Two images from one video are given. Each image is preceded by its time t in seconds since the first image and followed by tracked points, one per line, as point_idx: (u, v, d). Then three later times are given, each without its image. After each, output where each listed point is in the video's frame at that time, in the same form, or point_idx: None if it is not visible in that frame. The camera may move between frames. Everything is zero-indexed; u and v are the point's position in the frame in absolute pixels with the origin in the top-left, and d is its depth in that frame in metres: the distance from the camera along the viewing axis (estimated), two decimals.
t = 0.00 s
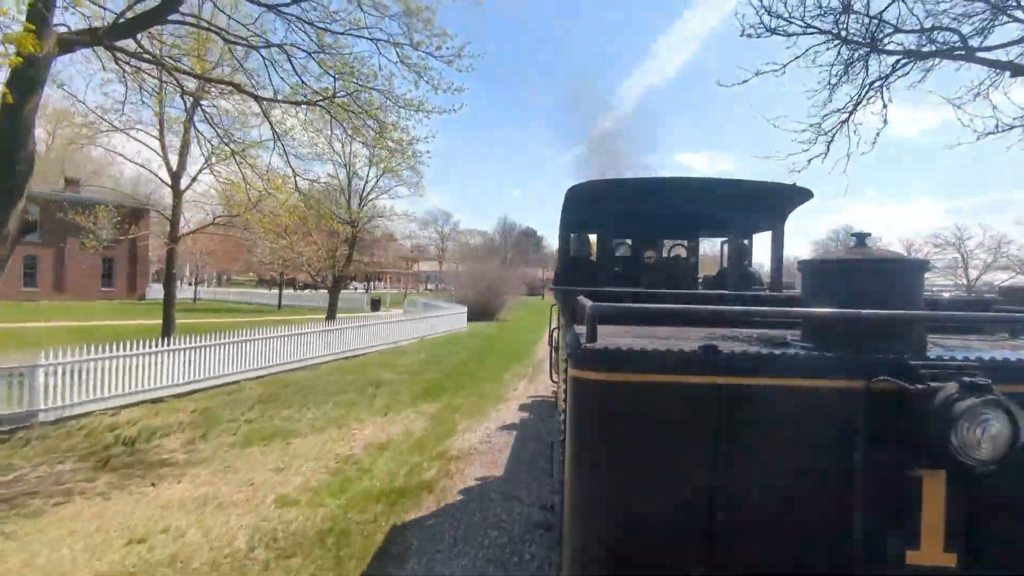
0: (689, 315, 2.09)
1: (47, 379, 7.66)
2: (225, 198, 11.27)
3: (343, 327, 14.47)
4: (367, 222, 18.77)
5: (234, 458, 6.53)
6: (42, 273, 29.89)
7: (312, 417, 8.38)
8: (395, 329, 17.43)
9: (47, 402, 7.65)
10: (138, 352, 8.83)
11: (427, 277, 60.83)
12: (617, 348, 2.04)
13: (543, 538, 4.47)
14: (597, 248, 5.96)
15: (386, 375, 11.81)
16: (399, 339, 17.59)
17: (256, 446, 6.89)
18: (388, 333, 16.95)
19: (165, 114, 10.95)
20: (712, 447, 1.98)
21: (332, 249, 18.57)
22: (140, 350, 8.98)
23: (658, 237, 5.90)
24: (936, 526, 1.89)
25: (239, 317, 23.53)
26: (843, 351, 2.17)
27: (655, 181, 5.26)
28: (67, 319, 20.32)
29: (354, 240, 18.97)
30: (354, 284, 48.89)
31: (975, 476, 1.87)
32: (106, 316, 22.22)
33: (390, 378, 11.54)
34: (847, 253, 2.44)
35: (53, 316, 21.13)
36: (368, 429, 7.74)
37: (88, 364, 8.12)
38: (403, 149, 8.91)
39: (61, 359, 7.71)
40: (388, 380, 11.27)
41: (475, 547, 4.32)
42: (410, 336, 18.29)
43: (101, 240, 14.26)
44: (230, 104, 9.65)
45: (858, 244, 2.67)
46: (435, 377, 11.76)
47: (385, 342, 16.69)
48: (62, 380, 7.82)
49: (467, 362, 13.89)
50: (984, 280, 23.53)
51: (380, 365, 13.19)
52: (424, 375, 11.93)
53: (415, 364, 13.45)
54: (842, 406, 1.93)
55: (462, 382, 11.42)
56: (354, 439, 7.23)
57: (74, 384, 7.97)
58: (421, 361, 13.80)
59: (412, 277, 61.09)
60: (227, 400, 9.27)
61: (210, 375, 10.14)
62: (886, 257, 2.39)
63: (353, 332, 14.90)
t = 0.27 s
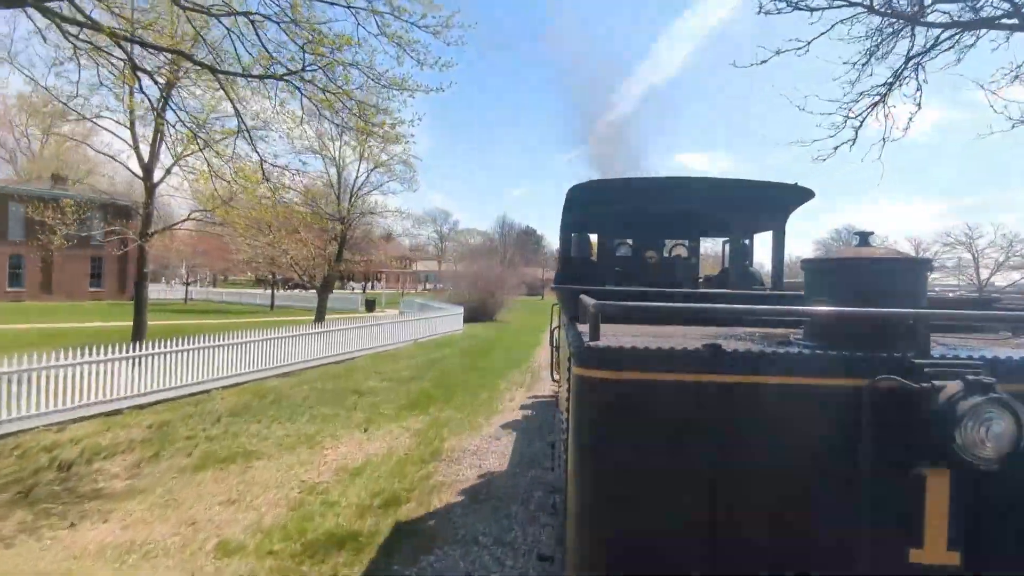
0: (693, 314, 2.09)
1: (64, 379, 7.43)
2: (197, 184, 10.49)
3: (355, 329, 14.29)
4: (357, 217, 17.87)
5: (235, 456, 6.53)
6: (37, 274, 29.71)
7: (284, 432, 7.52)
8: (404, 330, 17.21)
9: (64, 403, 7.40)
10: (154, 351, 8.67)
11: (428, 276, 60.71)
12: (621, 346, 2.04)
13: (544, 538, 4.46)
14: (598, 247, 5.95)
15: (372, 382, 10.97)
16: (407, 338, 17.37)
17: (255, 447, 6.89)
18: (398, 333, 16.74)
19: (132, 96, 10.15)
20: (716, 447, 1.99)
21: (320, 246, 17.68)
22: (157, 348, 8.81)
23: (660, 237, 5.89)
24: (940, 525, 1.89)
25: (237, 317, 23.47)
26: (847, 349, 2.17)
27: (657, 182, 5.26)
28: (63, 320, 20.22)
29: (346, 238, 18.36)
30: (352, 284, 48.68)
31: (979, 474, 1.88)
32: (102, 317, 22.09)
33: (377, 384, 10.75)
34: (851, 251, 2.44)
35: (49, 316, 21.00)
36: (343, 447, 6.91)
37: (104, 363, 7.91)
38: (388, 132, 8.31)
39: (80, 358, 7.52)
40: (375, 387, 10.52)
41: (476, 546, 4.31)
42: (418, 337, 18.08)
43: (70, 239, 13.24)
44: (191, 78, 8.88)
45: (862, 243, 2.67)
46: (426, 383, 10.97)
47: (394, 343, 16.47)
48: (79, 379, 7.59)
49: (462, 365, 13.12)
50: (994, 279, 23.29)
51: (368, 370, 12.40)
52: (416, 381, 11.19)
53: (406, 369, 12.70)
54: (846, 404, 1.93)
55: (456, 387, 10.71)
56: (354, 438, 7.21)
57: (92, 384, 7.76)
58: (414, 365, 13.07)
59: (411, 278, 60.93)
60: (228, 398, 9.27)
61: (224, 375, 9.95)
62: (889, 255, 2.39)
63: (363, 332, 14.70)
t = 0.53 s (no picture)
0: (694, 311, 2.09)
1: (76, 380, 7.09)
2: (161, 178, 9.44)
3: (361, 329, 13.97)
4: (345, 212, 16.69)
5: (236, 448, 6.52)
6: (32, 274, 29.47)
7: (240, 453, 6.42)
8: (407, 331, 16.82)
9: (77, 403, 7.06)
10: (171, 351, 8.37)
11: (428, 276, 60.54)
12: (622, 344, 2.05)
13: (544, 536, 4.46)
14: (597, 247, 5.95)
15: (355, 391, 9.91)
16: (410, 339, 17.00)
17: (256, 439, 6.87)
18: (402, 334, 16.36)
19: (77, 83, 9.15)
20: (716, 446, 1.99)
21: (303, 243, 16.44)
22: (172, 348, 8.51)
23: (659, 236, 5.89)
24: (939, 523, 1.89)
25: (236, 318, 23.40)
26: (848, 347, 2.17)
27: (658, 181, 5.26)
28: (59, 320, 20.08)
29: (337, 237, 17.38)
30: (351, 284, 48.50)
31: (978, 472, 1.88)
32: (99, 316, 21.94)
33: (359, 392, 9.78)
34: (852, 249, 2.45)
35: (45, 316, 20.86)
36: (309, 471, 5.92)
37: (119, 363, 7.58)
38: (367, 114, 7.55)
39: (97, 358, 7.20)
40: (357, 395, 9.55)
41: (479, 545, 4.30)
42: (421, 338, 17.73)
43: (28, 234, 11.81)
44: (145, 51, 8.02)
45: (863, 241, 2.67)
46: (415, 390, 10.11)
47: (399, 343, 16.15)
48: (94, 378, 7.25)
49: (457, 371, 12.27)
50: (1005, 281, 23.03)
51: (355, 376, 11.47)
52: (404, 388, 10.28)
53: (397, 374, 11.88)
54: (846, 403, 1.94)
55: (449, 394, 9.86)
56: (354, 435, 7.21)
57: (106, 385, 7.42)
58: (405, 371, 12.21)
59: (412, 278, 60.80)
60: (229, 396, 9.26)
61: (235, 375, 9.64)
62: (891, 253, 2.39)
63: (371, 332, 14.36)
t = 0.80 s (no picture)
0: (693, 310, 2.09)
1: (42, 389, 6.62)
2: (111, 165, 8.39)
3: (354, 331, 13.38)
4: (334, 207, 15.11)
5: (235, 446, 6.51)
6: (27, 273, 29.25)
7: (181, 484, 5.30)
8: (402, 333, 16.11)
9: (72, 408, 6.94)
10: (154, 355, 8.05)
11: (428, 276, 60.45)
12: (620, 343, 2.05)
13: (543, 535, 4.46)
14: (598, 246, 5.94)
15: (336, 404, 8.76)
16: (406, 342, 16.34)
17: (255, 436, 6.86)
18: (396, 338, 15.72)
19: None
20: (715, 445, 1.99)
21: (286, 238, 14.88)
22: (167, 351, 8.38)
23: (660, 236, 5.88)
24: (937, 521, 1.89)
25: (235, 319, 23.33)
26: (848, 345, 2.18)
27: (658, 180, 5.25)
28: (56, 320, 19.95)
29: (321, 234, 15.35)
30: (349, 284, 48.30)
31: (975, 470, 1.88)
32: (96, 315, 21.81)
33: (342, 404, 8.75)
34: (852, 248, 2.45)
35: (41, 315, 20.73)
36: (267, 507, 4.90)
37: (115, 366, 7.48)
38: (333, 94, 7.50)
39: (91, 361, 7.09)
40: (341, 408, 8.53)
41: (479, 544, 4.29)
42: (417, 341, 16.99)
43: None
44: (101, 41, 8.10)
45: (862, 241, 2.67)
46: (407, 400, 9.17)
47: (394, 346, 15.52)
48: (90, 381, 7.17)
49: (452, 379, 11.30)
50: (1007, 283, 22.91)
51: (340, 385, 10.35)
52: (394, 398, 9.32)
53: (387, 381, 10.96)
54: (844, 401, 1.94)
55: (443, 404, 8.93)
56: (353, 433, 7.20)
57: (88, 391, 7.13)
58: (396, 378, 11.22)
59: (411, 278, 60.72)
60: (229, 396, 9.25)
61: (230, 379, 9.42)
62: (891, 252, 2.39)
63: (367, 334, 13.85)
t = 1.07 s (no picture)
0: (693, 308, 2.10)
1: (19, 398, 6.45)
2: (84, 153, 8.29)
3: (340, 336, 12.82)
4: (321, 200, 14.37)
5: (236, 446, 6.54)
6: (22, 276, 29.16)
7: (108, 524, 4.52)
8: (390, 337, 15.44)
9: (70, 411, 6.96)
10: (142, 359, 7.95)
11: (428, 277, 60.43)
12: (622, 340, 2.05)
13: (543, 534, 4.46)
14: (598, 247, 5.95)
15: (309, 418, 8.00)
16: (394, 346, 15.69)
17: (211, 458, 6.08)
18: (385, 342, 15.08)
19: None
20: (716, 443, 1.99)
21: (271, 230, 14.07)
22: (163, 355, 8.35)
23: (659, 236, 5.89)
24: (938, 518, 1.89)
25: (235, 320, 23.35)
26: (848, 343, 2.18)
27: (658, 180, 5.26)
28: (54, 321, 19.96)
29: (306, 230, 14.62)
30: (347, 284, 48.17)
31: (977, 467, 1.88)
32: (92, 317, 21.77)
33: (319, 417, 8.04)
34: (852, 246, 2.45)
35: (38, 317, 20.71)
36: (210, 548, 4.21)
37: (101, 371, 7.40)
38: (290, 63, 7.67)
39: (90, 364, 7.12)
40: (317, 421, 7.85)
41: (479, 542, 4.31)
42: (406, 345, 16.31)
43: None
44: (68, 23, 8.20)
45: (863, 239, 2.67)
46: (389, 411, 8.46)
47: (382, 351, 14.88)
48: (82, 385, 7.18)
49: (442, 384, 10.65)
50: (1009, 281, 22.86)
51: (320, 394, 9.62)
52: (374, 407, 8.65)
53: (374, 386, 10.31)
54: (845, 398, 1.94)
55: (429, 414, 8.24)
56: (354, 433, 7.21)
57: (72, 396, 7.03)
58: (384, 385, 10.53)
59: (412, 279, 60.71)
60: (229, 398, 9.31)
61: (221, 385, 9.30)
62: (892, 250, 2.40)
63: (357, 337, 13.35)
